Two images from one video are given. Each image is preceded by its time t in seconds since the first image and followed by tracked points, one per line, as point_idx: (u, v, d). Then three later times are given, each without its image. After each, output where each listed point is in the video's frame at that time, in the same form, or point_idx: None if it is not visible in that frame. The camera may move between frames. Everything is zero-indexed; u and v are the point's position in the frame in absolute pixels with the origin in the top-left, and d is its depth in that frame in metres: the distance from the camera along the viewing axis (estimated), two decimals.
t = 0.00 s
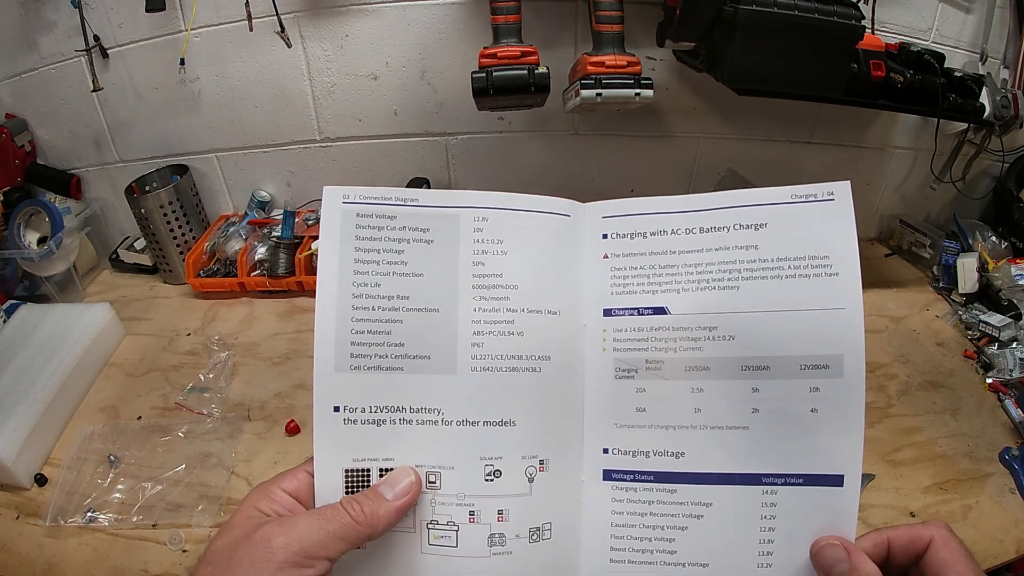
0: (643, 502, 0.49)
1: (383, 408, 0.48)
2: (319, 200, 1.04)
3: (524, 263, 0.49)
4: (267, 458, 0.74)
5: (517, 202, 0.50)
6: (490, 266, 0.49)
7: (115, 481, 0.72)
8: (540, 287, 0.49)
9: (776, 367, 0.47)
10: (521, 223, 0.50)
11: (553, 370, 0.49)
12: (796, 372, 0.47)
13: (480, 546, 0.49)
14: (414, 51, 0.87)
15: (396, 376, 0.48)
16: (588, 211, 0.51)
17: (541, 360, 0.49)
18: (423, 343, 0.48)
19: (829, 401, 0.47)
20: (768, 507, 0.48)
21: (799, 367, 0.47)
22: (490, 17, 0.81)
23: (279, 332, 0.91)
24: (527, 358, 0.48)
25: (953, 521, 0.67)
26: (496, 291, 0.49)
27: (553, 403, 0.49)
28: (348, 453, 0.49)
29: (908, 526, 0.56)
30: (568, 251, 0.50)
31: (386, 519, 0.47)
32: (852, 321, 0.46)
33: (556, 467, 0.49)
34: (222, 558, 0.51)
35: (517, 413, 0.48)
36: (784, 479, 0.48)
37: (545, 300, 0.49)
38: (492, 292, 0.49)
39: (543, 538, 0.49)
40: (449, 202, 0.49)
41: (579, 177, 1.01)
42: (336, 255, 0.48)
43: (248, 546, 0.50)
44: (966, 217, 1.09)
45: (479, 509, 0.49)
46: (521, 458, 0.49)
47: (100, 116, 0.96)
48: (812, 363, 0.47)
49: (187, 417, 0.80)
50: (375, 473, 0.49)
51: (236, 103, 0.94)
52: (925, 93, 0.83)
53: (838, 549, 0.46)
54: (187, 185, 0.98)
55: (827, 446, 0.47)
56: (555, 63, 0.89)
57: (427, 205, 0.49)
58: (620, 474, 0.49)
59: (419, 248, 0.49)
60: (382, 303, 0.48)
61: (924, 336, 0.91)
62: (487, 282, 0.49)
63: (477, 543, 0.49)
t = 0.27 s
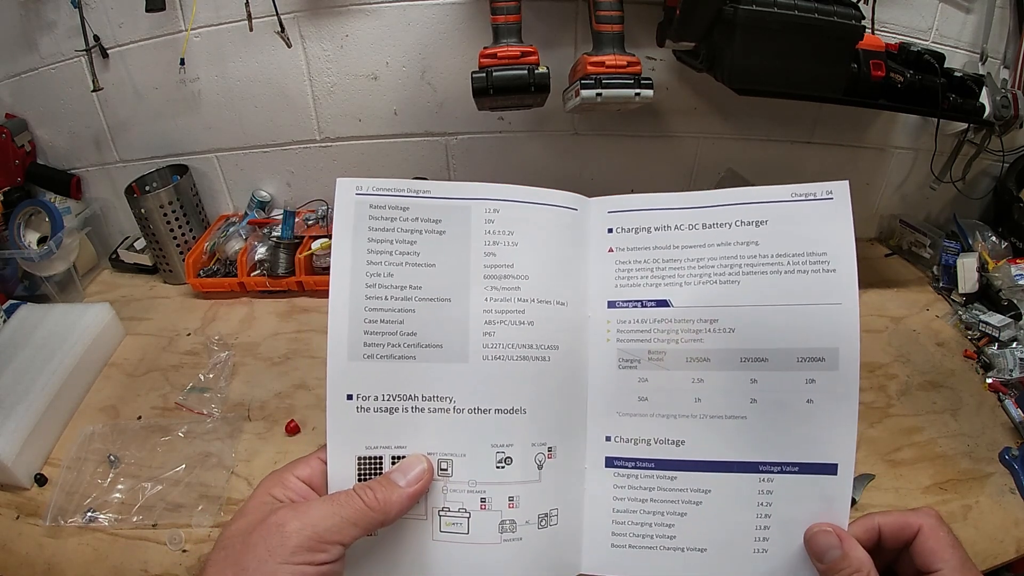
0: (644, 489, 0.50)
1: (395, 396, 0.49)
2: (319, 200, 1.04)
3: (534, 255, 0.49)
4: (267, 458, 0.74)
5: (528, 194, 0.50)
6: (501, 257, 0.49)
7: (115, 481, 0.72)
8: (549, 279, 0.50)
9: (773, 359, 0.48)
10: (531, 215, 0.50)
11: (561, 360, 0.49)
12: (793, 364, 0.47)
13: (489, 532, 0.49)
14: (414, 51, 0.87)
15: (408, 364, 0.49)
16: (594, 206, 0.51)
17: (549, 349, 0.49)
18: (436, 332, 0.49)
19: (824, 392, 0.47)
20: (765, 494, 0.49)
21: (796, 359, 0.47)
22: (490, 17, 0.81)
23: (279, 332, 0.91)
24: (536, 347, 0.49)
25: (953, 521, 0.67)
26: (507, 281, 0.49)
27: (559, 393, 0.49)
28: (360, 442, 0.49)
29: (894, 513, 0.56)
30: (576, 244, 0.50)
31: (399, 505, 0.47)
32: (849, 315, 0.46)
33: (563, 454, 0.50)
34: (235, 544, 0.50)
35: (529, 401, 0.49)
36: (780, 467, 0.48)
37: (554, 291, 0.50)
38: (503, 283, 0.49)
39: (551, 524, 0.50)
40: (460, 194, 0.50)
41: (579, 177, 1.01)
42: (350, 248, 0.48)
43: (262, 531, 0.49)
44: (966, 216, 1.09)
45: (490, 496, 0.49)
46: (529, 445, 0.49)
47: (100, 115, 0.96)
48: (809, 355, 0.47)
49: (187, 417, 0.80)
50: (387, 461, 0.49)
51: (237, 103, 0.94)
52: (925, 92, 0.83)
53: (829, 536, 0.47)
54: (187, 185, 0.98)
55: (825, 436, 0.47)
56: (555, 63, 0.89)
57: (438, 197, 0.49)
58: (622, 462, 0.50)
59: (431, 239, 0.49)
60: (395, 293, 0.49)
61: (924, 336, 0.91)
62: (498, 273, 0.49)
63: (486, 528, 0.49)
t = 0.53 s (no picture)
0: (641, 477, 0.50)
1: (408, 383, 0.49)
2: (319, 200, 1.04)
3: (544, 250, 0.50)
4: (267, 458, 0.74)
5: (538, 192, 0.50)
6: (511, 252, 0.49)
7: (115, 481, 0.73)
8: (558, 273, 0.50)
9: (765, 355, 0.48)
10: (541, 213, 0.50)
11: (567, 351, 0.50)
12: (783, 360, 0.48)
13: (496, 516, 0.49)
14: (414, 51, 0.87)
15: (418, 352, 0.49)
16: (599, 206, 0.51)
17: (555, 341, 0.49)
18: (446, 322, 0.49)
19: (812, 387, 0.48)
20: (756, 483, 0.49)
21: (786, 355, 0.48)
22: (490, 17, 0.81)
23: (279, 332, 0.91)
24: (543, 338, 0.49)
25: (953, 521, 0.67)
26: (517, 274, 0.49)
27: (564, 384, 0.50)
28: (372, 426, 0.49)
29: (895, 486, 0.56)
30: (582, 242, 0.51)
31: (409, 487, 0.47)
32: (835, 316, 0.47)
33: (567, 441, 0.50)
34: (249, 521, 0.50)
35: (536, 389, 0.49)
36: (770, 457, 0.49)
37: (561, 285, 0.50)
38: (512, 276, 0.49)
39: (553, 509, 0.50)
40: (472, 190, 0.50)
41: (579, 178, 1.01)
42: (366, 242, 0.48)
43: (277, 508, 0.49)
44: (966, 216, 1.09)
45: (496, 480, 0.49)
46: (536, 431, 0.49)
47: (100, 115, 0.96)
48: (798, 352, 0.48)
49: (187, 417, 0.80)
50: (397, 445, 0.49)
51: (236, 103, 0.94)
52: (925, 93, 0.83)
53: (813, 522, 0.48)
54: (187, 186, 0.98)
55: (814, 426, 0.48)
56: (555, 63, 0.89)
57: (452, 192, 0.50)
58: (620, 451, 0.50)
59: (444, 234, 0.49)
60: (408, 284, 0.49)
61: (924, 336, 0.90)
62: (507, 266, 0.49)
63: (493, 513, 0.49)
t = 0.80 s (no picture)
0: (631, 475, 0.50)
1: (408, 382, 0.49)
2: (319, 200, 1.04)
3: (539, 255, 0.50)
4: (267, 458, 0.74)
5: (533, 200, 0.51)
6: (507, 257, 0.50)
7: (114, 481, 0.72)
8: (552, 277, 0.50)
9: (752, 355, 0.48)
10: (536, 220, 0.50)
11: (560, 353, 0.50)
12: (768, 360, 0.48)
13: (489, 512, 0.49)
14: (414, 51, 0.87)
15: (417, 354, 0.49)
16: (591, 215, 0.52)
17: (547, 342, 0.49)
18: (443, 324, 0.49)
19: (797, 387, 0.48)
20: (743, 482, 0.49)
21: (771, 356, 0.48)
22: (490, 16, 0.81)
23: (279, 332, 0.91)
24: (537, 340, 0.49)
25: (953, 521, 0.67)
26: (512, 278, 0.49)
27: (557, 385, 0.50)
28: (372, 424, 0.49)
29: (876, 478, 0.53)
30: (574, 248, 0.51)
31: (406, 482, 0.47)
32: (819, 318, 0.47)
33: (560, 439, 0.50)
34: (253, 513, 0.51)
35: (527, 388, 0.49)
36: (756, 455, 0.49)
37: (555, 288, 0.50)
38: (508, 280, 0.49)
39: (545, 505, 0.50)
40: (469, 198, 0.50)
41: (579, 178, 1.01)
42: (366, 248, 0.49)
43: (279, 500, 0.50)
44: (966, 216, 1.09)
45: (490, 475, 0.49)
46: (528, 429, 0.49)
47: (100, 115, 0.96)
48: (783, 352, 0.48)
49: (187, 417, 0.80)
50: (397, 442, 0.49)
51: (236, 103, 0.94)
52: (925, 93, 0.83)
53: (798, 518, 0.47)
54: (187, 186, 0.98)
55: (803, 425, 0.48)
56: (555, 63, 0.89)
57: (449, 200, 0.50)
58: (612, 449, 0.50)
59: (442, 240, 0.49)
60: (406, 288, 0.49)
61: (925, 336, 0.90)
62: (502, 270, 0.50)
63: (487, 509, 0.49)
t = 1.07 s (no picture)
0: (622, 478, 0.50)
1: (408, 388, 0.49)
2: (319, 200, 1.04)
3: (533, 267, 0.50)
4: (267, 458, 0.74)
5: (527, 214, 0.51)
6: (503, 268, 0.50)
7: (115, 481, 0.72)
8: (545, 288, 0.50)
9: (736, 359, 0.48)
10: (529, 233, 0.51)
11: (554, 360, 0.50)
12: (751, 363, 0.48)
13: (487, 513, 0.49)
14: (414, 51, 0.87)
15: (416, 361, 0.49)
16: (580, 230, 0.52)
17: (542, 350, 0.50)
18: (441, 331, 0.49)
19: (782, 388, 0.48)
20: (733, 482, 0.49)
21: (754, 358, 0.48)
22: (490, 16, 0.81)
23: (279, 332, 0.91)
24: (531, 347, 0.49)
25: (953, 521, 0.67)
26: (507, 288, 0.50)
27: (552, 392, 0.50)
28: (372, 428, 0.49)
29: (862, 480, 0.52)
30: (564, 261, 0.51)
31: (407, 485, 0.47)
32: (801, 321, 0.47)
33: (554, 443, 0.50)
34: (257, 513, 0.51)
35: (523, 393, 0.49)
36: (745, 456, 0.48)
37: (548, 298, 0.50)
38: (503, 290, 0.50)
39: (542, 508, 0.49)
40: (467, 212, 0.50)
41: (578, 178, 1.02)
42: (368, 260, 0.49)
43: (284, 500, 0.50)
44: (965, 217, 1.09)
45: (488, 478, 0.49)
46: (523, 434, 0.49)
47: (100, 116, 0.96)
48: (765, 354, 0.48)
49: (187, 417, 0.80)
50: (397, 447, 0.49)
51: (236, 103, 0.94)
52: (925, 92, 0.83)
53: (787, 520, 0.47)
54: (187, 186, 0.98)
55: (787, 424, 0.48)
56: (555, 63, 0.89)
57: (448, 214, 0.50)
58: (603, 454, 0.50)
59: (441, 253, 0.50)
60: (407, 299, 0.49)
61: (924, 336, 0.90)
62: (499, 281, 0.50)
63: (485, 510, 0.49)
